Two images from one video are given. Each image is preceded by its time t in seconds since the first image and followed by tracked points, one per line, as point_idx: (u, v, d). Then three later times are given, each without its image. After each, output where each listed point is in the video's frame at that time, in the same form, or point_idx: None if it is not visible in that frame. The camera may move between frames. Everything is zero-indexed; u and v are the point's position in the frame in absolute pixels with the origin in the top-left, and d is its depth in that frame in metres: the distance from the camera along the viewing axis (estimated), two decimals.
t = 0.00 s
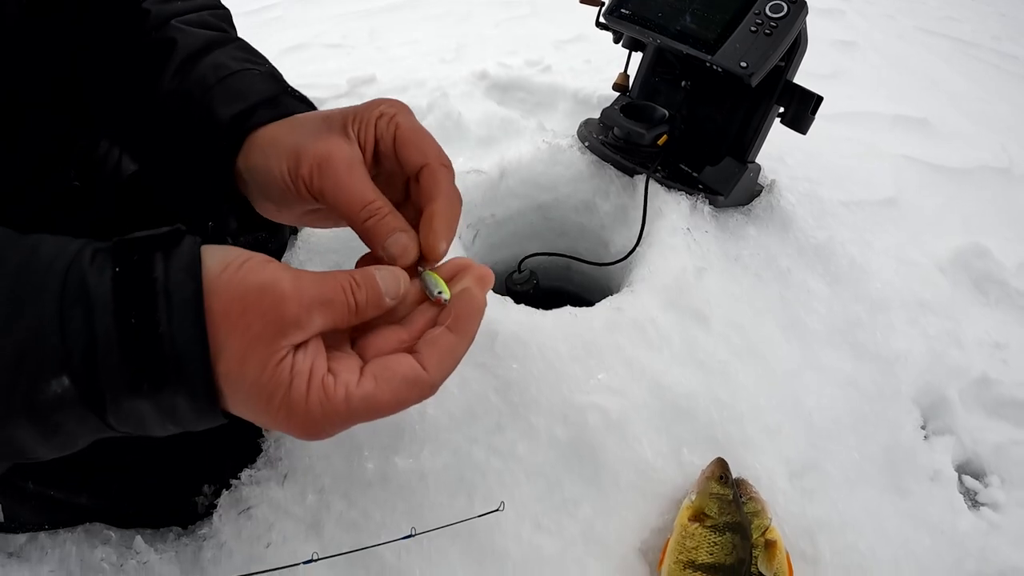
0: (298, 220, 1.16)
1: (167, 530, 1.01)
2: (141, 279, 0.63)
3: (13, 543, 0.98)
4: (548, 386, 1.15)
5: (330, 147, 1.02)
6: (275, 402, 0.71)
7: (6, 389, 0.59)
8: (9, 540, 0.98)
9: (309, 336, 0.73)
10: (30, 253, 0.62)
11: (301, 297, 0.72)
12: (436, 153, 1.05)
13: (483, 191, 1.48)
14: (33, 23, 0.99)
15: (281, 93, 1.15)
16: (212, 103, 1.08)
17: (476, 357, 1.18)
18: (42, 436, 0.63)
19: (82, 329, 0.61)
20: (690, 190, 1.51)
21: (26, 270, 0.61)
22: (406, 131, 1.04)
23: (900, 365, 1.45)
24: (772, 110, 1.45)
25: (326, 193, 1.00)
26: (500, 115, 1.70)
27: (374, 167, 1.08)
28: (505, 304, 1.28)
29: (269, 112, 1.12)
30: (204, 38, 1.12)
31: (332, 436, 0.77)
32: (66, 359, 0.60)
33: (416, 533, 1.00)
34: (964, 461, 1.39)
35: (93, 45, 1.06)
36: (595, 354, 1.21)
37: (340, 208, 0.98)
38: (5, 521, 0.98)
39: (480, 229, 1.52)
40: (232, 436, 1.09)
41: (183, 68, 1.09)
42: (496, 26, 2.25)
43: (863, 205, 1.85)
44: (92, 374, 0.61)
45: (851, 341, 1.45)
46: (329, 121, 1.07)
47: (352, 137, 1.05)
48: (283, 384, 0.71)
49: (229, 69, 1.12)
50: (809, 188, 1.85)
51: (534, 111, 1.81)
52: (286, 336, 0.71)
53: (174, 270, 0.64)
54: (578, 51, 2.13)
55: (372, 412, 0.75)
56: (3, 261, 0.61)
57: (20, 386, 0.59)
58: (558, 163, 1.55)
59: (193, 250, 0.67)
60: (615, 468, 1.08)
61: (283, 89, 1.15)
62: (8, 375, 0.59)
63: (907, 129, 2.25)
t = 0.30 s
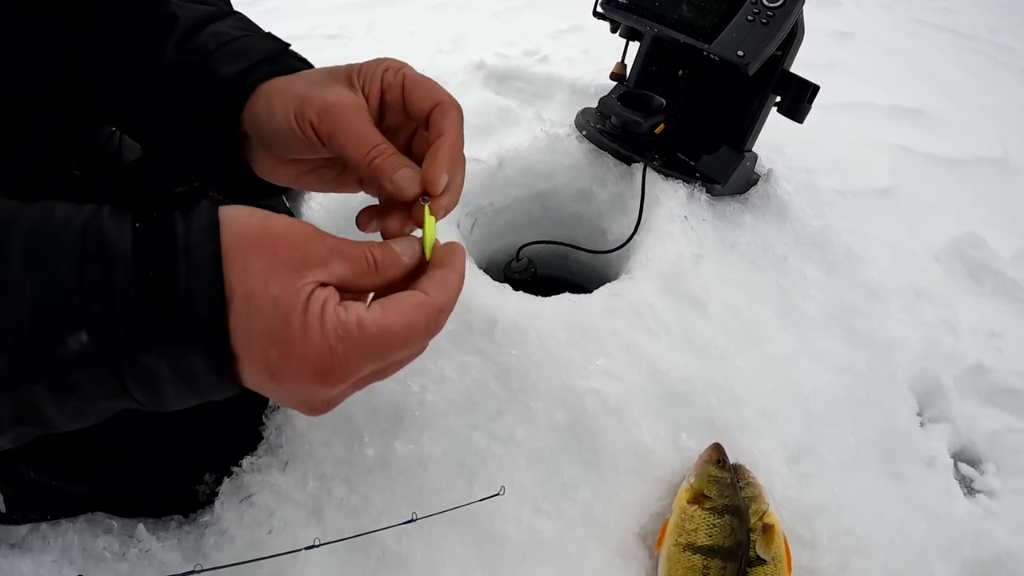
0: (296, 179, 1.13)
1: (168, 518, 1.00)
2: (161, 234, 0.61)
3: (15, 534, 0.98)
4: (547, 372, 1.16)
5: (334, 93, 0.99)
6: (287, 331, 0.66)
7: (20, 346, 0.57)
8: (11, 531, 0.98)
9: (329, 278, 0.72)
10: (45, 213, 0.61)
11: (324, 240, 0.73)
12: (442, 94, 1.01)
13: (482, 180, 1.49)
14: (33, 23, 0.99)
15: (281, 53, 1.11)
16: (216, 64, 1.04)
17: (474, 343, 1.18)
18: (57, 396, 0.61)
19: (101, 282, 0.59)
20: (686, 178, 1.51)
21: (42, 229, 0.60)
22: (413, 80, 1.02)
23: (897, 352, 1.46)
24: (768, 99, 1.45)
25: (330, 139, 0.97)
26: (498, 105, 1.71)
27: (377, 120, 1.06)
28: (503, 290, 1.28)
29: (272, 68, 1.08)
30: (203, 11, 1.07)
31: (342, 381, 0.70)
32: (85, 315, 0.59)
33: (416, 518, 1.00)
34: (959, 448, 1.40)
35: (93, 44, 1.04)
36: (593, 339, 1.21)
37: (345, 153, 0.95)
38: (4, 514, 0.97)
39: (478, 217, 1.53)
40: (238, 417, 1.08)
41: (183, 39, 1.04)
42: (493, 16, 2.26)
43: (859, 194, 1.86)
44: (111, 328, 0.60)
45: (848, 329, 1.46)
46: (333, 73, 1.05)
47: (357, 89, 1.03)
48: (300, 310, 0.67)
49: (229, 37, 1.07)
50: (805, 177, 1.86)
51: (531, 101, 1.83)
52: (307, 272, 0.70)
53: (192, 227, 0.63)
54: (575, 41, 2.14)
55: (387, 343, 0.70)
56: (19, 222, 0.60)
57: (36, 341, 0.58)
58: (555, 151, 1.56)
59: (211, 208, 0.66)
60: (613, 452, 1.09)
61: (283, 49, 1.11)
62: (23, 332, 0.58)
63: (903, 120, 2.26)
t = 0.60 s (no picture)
0: (295, 172, 1.11)
1: (167, 513, 1.00)
2: (153, 228, 0.60)
3: (15, 531, 0.98)
4: (546, 363, 1.15)
5: (334, 85, 0.98)
6: (286, 319, 0.65)
7: (10, 345, 0.57)
8: (11, 528, 0.98)
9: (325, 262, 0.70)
10: (36, 206, 0.60)
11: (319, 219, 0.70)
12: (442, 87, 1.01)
13: (480, 171, 1.48)
14: (33, 23, 0.98)
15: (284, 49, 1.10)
16: (219, 57, 1.03)
17: (472, 335, 1.18)
18: (51, 395, 0.61)
19: (91, 278, 0.58)
20: (684, 169, 1.50)
21: (34, 221, 0.59)
22: (413, 74, 1.02)
23: (894, 343, 1.46)
24: (767, 90, 1.45)
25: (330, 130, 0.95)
26: (494, 95, 1.70)
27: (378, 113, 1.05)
28: (501, 281, 1.27)
29: (277, 62, 1.07)
30: (204, 6, 1.06)
31: (343, 370, 0.69)
32: (76, 311, 0.58)
33: (417, 511, 1.00)
34: (956, 440, 1.40)
35: (93, 44, 1.03)
36: (591, 330, 1.21)
37: (346, 145, 0.93)
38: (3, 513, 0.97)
39: (475, 208, 1.52)
40: (236, 412, 1.06)
41: (184, 33, 1.04)
42: (490, 5, 2.24)
43: (857, 185, 1.86)
44: (103, 325, 0.59)
45: (845, 319, 1.46)
46: (334, 67, 1.04)
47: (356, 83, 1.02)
48: (299, 297, 0.66)
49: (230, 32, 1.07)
50: (803, 168, 1.85)
51: (528, 92, 1.83)
52: (303, 254, 0.68)
53: (185, 220, 0.62)
54: (572, 30, 2.13)
55: (386, 332, 0.70)
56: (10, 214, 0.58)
57: (28, 338, 0.57)
58: (553, 142, 1.55)
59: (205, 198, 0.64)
60: (612, 444, 1.09)
61: (285, 44, 1.10)
62: (14, 328, 0.57)
63: (900, 110, 2.26)
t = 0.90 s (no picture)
0: (288, 174, 1.09)
1: (169, 511, 1.01)
2: (152, 229, 0.60)
3: (16, 530, 0.98)
4: (546, 357, 1.15)
5: (327, 87, 0.96)
6: (281, 310, 0.64)
7: (8, 350, 0.56)
8: (11, 527, 0.98)
9: (319, 256, 0.70)
10: (31, 209, 0.59)
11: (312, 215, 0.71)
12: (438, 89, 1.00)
13: (478, 164, 1.48)
14: (33, 23, 0.99)
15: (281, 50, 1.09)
16: (215, 57, 1.02)
17: (472, 329, 1.17)
18: (51, 398, 0.60)
19: (89, 280, 0.58)
20: (683, 162, 1.50)
21: (29, 224, 0.58)
22: (408, 75, 1.01)
23: (891, 336, 1.47)
24: (766, 83, 1.44)
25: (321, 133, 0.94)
26: (492, 88, 1.69)
27: (371, 114, 1.04)
28: (500, 275, 1.26)
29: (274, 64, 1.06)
30: (200, 5, 1.05)
31: (339, 360, 0.68)
32: (75, 314, 0.57)
33: (419, 506, 1.00)
34: (954, 433, 1.41)
35: (93, 44, 1.02)
36: (591, 324, 1.20)
37: (335, 148, 0.92)
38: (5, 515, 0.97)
39: (474, 202, 1.51)
40: (237, 408, 1.06)
41: (180, 33, 1.02)
42: None
43: (854, 177, 1.86)
44: (102, 328, 0.58)
45: (844, 312, 1.46)
46: (330, 69, 1.02)
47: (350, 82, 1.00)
48: (292, 287, 0.65)
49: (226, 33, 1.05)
50: (802, 161, 1.85)
51: (526, 84, 1.82)
52: (296, 247, 0.68)
53: (184, 221, 0.62)
54: (570, 22, 2.12)
55: (380, 318, 0.69)
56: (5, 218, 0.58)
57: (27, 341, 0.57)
58: (552, 135, 1.55)
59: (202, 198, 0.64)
60: (613, 439, 1.09)
61: (282, 46, 1.09)
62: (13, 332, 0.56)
63: (898, 103, 2.25)
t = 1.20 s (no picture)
0: (301, 177, 1.12)
1: (171, 514, 1.01)
2: (144, 255, 0.64)
3: (18, 534, 0.98)
4: (547, 360, 1.15)
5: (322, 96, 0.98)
6: (229, 339, 0.66)
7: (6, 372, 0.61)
8: (13, 531, 0.98)
9: (275, 299, 0.73)
10: (26, 232, 0.63)
11: (278, 260, 0.73)
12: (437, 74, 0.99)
13: (479, 165, 1.48)
14: (33, 23, 0.99)
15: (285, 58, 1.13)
16: (221, 62, 1.07)
17: (474, 332, 1.17)
18: (44, 412, 0.64)
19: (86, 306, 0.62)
20: (684, 164, 1.49)
21: (25, 247, 0.62)
22: (410, 66, 1.00)
23: (892, 337, 1.47)
24: (768, 86, 1.44)
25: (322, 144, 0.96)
26: (492, 88, 1.69)
27: (373, 112, 1.04)
28: (502, 278, 1.26)
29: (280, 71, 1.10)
30: (202, 12, 1.09)
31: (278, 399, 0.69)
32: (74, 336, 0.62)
33: (422, 511, 1.00)
34: (954, 434, 1.42)
35: (93, 45, 1.05)
36: (592, 327, 1.21)
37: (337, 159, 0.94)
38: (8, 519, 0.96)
39: (474, 203, 1.51)
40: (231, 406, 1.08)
41: (185, 40, 1.07)
42: None
43: (855, 178, 1.86)
44: (97, 349, 0.63)
45: (844, 314, 1.46)
46: (323, 77, 1.04)
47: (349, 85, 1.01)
48: (244, 320, 0.67)
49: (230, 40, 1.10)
50: (802, 162, 1.85)
51: (526, 84, 1.82)
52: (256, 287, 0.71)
53: (174, 246, 0.65)
54: (570, 21, 2.12)
55: (313, 373, 0.69)
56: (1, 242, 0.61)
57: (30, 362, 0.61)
58: (552, 137, 1.54)
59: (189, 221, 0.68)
60: (616, 442, 1.09)
61: (286, 52, 1.13)
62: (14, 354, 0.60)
63: (898, 103, 2.25)
